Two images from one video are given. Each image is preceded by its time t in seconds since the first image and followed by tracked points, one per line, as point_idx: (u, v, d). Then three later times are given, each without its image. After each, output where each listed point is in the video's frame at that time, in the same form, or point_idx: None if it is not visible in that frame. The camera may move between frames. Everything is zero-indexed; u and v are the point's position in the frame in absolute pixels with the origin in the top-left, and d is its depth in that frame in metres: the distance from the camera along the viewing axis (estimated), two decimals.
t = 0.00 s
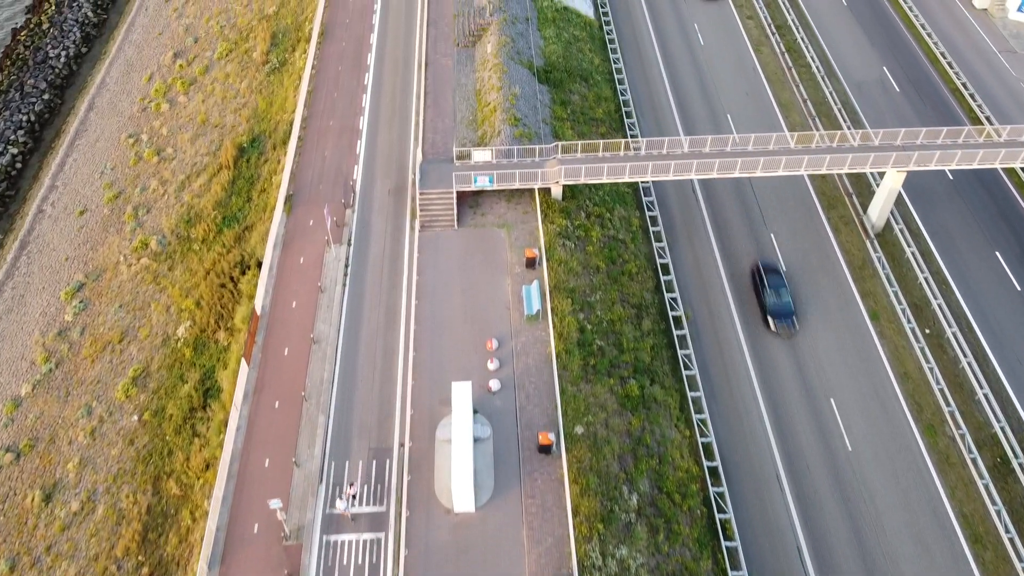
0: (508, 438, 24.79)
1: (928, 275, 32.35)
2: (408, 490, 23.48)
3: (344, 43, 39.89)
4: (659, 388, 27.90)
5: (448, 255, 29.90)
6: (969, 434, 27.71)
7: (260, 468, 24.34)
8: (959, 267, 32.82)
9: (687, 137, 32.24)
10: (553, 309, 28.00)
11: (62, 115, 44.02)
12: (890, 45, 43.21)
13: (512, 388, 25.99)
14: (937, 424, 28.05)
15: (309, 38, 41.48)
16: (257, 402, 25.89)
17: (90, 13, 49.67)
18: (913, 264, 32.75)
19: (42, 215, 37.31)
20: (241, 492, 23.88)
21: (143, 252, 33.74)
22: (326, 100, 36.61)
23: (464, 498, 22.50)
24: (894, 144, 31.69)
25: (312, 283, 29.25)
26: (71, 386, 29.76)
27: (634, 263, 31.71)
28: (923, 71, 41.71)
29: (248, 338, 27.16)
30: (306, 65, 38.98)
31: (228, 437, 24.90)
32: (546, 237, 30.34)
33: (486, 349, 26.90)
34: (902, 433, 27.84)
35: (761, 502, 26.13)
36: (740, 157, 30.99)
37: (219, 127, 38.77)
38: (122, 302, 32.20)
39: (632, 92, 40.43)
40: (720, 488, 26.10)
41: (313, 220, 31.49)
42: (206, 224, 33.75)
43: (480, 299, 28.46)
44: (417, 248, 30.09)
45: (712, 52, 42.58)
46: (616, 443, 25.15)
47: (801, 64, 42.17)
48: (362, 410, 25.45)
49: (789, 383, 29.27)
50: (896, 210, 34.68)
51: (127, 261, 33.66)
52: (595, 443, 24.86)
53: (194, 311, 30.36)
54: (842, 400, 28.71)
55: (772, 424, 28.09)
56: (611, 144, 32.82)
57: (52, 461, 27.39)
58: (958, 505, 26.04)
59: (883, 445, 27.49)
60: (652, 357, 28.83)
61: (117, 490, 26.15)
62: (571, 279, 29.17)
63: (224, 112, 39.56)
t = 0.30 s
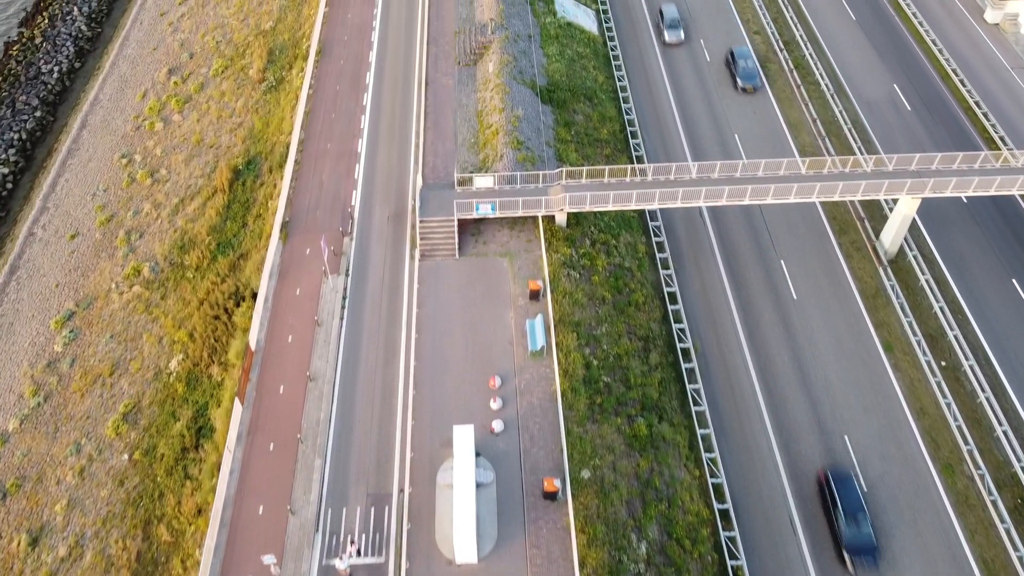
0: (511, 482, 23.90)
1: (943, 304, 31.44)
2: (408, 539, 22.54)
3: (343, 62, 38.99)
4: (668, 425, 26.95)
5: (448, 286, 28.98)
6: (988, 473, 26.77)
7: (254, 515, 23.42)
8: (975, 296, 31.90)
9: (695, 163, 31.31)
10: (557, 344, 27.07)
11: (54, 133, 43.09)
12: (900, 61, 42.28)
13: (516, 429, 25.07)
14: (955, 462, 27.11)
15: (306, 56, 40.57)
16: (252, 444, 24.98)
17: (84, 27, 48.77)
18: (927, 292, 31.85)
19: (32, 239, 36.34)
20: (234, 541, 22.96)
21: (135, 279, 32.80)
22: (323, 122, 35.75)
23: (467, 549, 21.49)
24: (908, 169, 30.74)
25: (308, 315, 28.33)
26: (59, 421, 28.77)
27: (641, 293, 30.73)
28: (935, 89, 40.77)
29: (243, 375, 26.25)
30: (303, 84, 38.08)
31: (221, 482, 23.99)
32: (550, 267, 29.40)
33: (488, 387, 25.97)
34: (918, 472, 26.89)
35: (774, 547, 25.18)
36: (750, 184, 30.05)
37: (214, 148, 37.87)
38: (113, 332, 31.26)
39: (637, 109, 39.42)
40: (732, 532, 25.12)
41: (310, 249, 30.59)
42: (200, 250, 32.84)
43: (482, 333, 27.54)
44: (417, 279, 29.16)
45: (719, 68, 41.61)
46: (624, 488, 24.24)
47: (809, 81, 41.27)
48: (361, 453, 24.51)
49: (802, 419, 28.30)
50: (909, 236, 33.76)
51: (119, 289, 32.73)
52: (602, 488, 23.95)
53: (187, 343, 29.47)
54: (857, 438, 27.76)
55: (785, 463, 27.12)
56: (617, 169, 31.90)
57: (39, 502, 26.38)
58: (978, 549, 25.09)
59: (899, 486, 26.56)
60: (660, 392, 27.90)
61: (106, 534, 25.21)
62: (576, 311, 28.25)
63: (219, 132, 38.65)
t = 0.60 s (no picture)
0: (515, 530, 22.95)
1: (959, 335, 30.50)
2: None
3: (341, 81, 38.08)
4: (677, 466, 25.98)
5: (449, 320, 28.01)
6: (1008, 516, 25.85)
7: (247, 566, 22.47)
8: (992, 326, 30.96)
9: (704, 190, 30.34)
10: (562, 383, 26.15)
11: (46, 152, 42.14)
12: (911, 78, 41.38)
13: (520, 474, 24.12)
14: (974, 504, 26.16)
15: (304, 74, 39.65)
16: (246, 489, 24.05)
17: (78, 41, 47.81)
18: (943, 323, 30.92)
19: (22, 263, 35.29)
20: None
21: (127, 309, 31.84)
22: (321, 144, 34.81)
23: None
24: (924, 197, 29.76)
25: (304, 351, 27.39)
26: (47, 459, 27.70)
27: (648, 324, 29.74)
28: (947, 107, 39.84)
29: (237, 416, 25.35)
30: (300, 104, 37.16)
31: (213, 531, 23.04)
32: (555, 300, 28.47)
33: (491, 429, 25.02)
34: (937, 515, 25.91)
35: None
36: (761, 213, 29.09)
37: (209, 170, 36.97)
38: (103, 365, 30.26)
39: (642, 129, 38.42)
40: None
41: (306, 280, 29.64)
42: (194, 279, 31.91)
43: (485, 370, 26.57)
44: (417, 312, 28.20)
45: (725, 86, 40.73)
46: (632, 537, 23.40)
47: (818, 100, 40.35)
48: (359, 500, 23.58)
49: (816, 457, 27.31)
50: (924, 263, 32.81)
51: (110, 318, 31.76)
52: (609, 537, 23.11)
53: (180, 378, 28.57)
54: (872, 478, 26.81)
55: (798, 505, 26.10)
56: (623, 196, 30.95)
57: (25, 547, 25.34)
58: None
59: (918, 530, 25.56)
60: (668, 431, 26.94)
61: None
62: (582, 347, 27.34)
63: (214, 153, 37.76)
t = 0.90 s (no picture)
0: None
1: (977, 369, 29.56)
2: None
3: (339, 101, 37.15)
4: (688, 511, 24.99)
5: (451, 356, 27.07)
6: None
7: None
8: (1010, 358, 30.02)
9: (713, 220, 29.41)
10: (568, 425, 25.26)
11: (38, 171, 41.19)
12: (923, 97, 40.43)
13: (524, 522, 23.18)
14: (995, 550, 25.21)
15: (301, 94, 38.71)
16: (238, 538, 23.11)
17: (71, 56, 46.82)
18: (959, 356, 29.98)
19: (11, 289, 34.30)
20: None
21: (118, 340, 30.89)
22: (318, 168, 33.90)
23: None
24: (940, 227, 28.80)
25: (300, 390, 26.47)
26: (33, 500, 26.70)
27: (656, 358, 28.75)
28: (959, 127, 38.88)
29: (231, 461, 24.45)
30: (297, 126, 36.25)
31: None
32: (560, 335, 27.53)
33: (494, 474, 24.09)
34: (956, 561, 24.96)
35: None
36: (773, 244, 28.14)
37: (204, 194, 36.04)
38: (93, 399, 29.27)
39: (648, 151, 37.44)
40: None
41: (302, 313, 28.73)
42: (187, 309, 30.96)
43: (487, 410, 25.65)
44: (417, 348, 27.26)
45: (733, 105, 39.77)
46: None
47: (828, 119, 39.39)
48: (356, 551, 22.66)
49: (830, 499, 26.31)
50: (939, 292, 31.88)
51: (101, 349, 30.79)
52: None
53: (172, 416, 27.66)
54: (890, 521, 25.80)
55: (813, 551, 25.11)
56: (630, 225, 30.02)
57: None
58: None
59: None
60: (678, 472, 25.94)
61: None
62: (588, 386, 26.43)
63: (209, 175, 36.84)
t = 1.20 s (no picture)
0: None
1: (996, 405, 28.60)
2: None
3: (338, 123, 36.24)
4: (699, 559, 23.98)
5: (452, 394, 26.11)
6: None
7: None
8: None
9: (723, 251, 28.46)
10: (574, 469, 24.33)
11: (28, 192, 40.21)
12: (934, 116, 39.48)
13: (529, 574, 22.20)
14: None
15: (298, 114, 37.79)
16: None
17: (64, 72, 45.85)
18: (977, 391, 29.02)
19: None
20: None
21: (108, 373, 29.89)
22: (315, 194, 32.95)
23: None
24: (958, 258, 27.82)
25: (296, 431, 25.53)
26: (18, 546, 25.67)
27: (664, 395, 27.78)
28: (973, 147, 37.91)
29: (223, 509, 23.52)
30: (294, 149, 35.33)
31: None
32: (565, 373, 26.61)
33: (497, 523, 23.10)
34: None
35: None
36: (785, 277, 27.20)
37: (198, 218, 35.07)
38: (83, 437, 28.28)
39: (654, 173, 36.49)
40: None
41: (299, 349, 27.80)
42: (180, 342, 30.01)
43: (490, 454, 24.68)
44: (417, 386, 26.28)
45: (741, 125, 38.82)
46: None
47: (838, 139, 38.44)
48: None
49: (847, 544, 25.27)
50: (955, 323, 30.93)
51: (90, 383, 29.79)
52: None
53: (163, 457, 26.74)
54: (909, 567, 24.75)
55: None
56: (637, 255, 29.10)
57: None
58: None
59: None
60: (689, 518, 24.93)
61: None
62: (594, 428, 25.60)
63: (204, 199, 35.87)
